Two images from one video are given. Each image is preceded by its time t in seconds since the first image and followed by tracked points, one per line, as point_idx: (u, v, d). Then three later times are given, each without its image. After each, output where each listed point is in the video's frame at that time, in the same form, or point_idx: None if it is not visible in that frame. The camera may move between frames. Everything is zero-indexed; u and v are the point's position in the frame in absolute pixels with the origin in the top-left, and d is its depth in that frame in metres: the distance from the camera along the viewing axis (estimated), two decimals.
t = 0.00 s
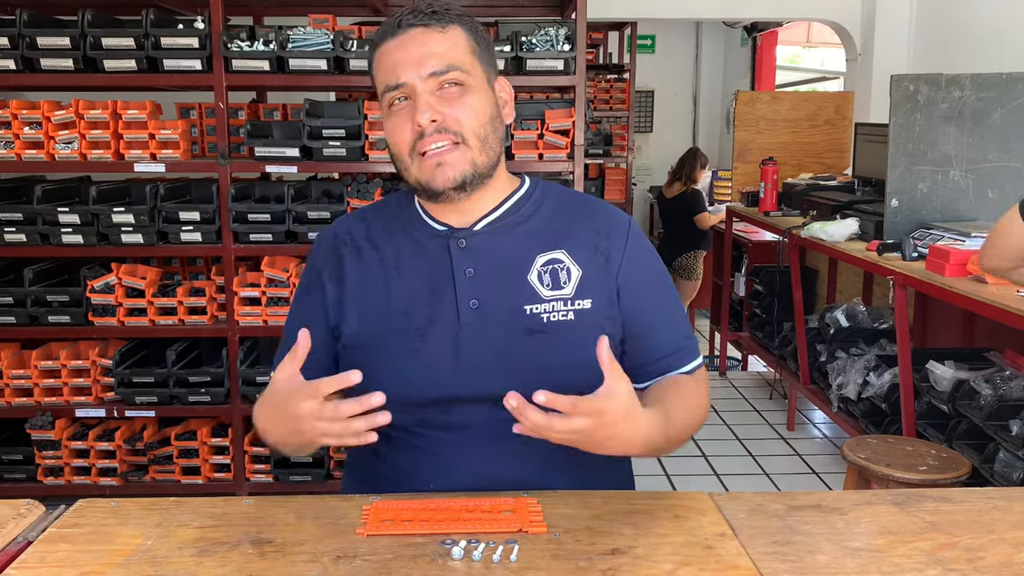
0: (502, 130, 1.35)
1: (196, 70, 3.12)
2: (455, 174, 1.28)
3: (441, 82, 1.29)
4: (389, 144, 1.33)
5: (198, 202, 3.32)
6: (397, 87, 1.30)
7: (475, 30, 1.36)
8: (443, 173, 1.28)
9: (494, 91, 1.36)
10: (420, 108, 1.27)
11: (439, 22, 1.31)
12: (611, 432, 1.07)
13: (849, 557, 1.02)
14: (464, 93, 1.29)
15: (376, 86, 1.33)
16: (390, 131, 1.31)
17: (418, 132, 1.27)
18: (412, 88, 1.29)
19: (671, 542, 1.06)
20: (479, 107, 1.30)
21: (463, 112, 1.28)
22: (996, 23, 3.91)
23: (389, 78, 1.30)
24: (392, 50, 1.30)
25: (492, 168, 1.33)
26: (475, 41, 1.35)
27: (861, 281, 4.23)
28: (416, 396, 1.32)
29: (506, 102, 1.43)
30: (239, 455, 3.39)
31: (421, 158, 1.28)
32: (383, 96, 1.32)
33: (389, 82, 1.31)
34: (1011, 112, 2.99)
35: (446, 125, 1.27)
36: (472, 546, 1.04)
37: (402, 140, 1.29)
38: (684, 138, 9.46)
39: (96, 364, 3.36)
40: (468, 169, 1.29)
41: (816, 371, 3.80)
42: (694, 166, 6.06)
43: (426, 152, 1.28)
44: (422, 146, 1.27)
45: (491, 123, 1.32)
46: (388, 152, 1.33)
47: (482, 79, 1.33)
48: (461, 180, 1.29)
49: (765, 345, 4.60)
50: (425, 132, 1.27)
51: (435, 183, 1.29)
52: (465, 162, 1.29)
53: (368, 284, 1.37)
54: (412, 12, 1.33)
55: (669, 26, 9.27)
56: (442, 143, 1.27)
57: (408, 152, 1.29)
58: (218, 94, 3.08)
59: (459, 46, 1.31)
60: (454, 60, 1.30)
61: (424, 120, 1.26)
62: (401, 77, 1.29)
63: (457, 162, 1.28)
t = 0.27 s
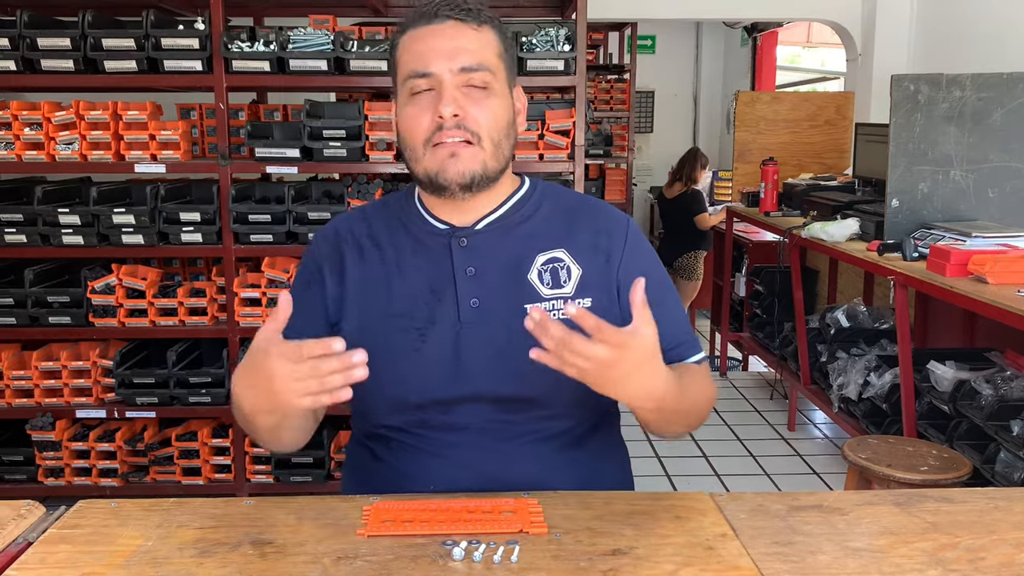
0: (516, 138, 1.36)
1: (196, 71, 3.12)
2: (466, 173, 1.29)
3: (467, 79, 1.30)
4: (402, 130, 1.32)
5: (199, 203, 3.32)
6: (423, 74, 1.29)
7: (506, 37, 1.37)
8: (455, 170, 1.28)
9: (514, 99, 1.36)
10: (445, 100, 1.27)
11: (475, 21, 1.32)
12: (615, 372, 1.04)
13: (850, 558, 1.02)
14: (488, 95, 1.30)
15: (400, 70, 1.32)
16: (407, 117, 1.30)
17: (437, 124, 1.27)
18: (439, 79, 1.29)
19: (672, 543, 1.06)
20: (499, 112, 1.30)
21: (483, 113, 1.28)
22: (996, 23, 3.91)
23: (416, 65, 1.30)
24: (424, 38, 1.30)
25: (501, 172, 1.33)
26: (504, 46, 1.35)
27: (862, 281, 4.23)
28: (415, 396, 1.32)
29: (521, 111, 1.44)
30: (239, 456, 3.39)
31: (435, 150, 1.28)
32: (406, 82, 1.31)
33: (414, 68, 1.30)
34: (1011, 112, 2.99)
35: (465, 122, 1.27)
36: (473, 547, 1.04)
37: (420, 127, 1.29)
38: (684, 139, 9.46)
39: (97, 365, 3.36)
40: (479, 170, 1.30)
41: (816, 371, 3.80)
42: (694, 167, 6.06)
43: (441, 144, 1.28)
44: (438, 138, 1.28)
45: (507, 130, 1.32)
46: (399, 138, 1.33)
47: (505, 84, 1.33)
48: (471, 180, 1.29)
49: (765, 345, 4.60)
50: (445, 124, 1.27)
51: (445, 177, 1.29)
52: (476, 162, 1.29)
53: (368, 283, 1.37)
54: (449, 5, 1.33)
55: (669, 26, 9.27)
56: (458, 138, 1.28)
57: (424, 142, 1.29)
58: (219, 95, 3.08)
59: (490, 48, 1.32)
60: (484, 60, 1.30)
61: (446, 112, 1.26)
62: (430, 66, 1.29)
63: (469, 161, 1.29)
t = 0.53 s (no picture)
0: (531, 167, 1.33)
1: (196, 71, 3.13)
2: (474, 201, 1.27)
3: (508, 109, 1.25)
4: (426, 129, 1.27)
5: (199, 203, 3.33)
6: (466, 88, 1.24)
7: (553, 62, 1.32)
8: (464, 194, 1.27)
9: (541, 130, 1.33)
10: (480, 124, 1.23)
11: (534, 47, 1.26)
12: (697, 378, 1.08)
13: (849, 557, 1.02)
14: (524, 130, 1.26)
15: (443, 71, 1.26)
16: (437, 122, 1.25)
17: (464, 145, 1.24)
18: (482, 99, 1.23)
19: (672, 542, 1.06)
20: (525, 147, 1.28)
21: (510, 148, 1.25)
22: (996, 23, 3.91)
23: (462, 76, 1.24)
24: (478, 49, 1.24)
25: (506, 198, 1.32)
26: (550, 74, 1.31)
27: (862, 281, 4.24)
28: (413, 396, 1.32)
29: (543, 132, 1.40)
30: (239, 456, 3.39)
31: (452, 168, 1.26)
32: (446, 85, 1.25)
33: (459, 78, 1.24)
34: (1011, 112, 2.99)
35: (491, 152, 1.24)
36: (473, 546, 1.04)
37: (446, 141, 1.25)
38: (684, 138, 9.46)
39: (97, 365, 3.36)
40: (487, 199, 1.28)
41: (816, 370, 3.80)
42: (694, 166, 6.06)
43: (458, 166, 1.26)
44: (458, 159, 1.25)
45: (524, 163, 1.30)
46: (421, 136, 1.29)
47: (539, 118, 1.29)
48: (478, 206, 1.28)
49: (765, 345, 4.59)
50: (471, 149, 1.24)
51: (454, 197, 1.27)
52: (488, 191, 1.27)
53: (366, 281, 1.37)
54: (515, 23, 1.26)
55: (669, 26, 9.27)
56: (477, 166, 1.25)
57: (445, 155, 1.26)
58: (219, 95, 3.08)
59: (538, 83, 1.27)
60: (531, 96, 1.25)
61: (477, 139, 1.23)
62: (476, 83, 1.23)
63: (480, 188, 1.27)
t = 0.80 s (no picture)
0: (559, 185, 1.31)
1: (197, 70, 3.13)
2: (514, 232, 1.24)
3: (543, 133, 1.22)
4: (459, 160, 1.22)
5: (200, 202, 3.33)
6: (500, 117, 1.19)
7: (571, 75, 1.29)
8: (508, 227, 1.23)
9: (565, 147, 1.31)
10: (523, 155, 1.18)
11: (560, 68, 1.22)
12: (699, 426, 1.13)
13: (849, 554, 1.02)
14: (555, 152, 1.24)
15: (471, 98, 1.20)
16: (472, 153, 1.21)
17: (506, 177, 1.20)
18: (519, 127, 1.18)
19: (672, 539, 1.06)
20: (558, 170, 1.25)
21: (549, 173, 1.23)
22: (997, 21, 3.91)
23: (494, 105, 1.19)
24: (506, 76, 1.19)
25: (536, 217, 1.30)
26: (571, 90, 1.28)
27: (863, 280, 4.24)
28: (418, 396, 1.32)
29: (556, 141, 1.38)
30: (241, 455, 3.40)
31: (491, 200, 1.22)
32: (477, 115, 1.20)
33: (491, 108, 1.19)
34: (1012, 111, 2.99)
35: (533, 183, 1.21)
36: (474, 544, 1.05)
37: (484, 172, 1.21)
38: (685, 137, 9.46)
39: (99, 364, 3.36)
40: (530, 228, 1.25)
41: (817, 369, 3.80)
42: (695, 165, 6.05)
43: (497, 196, 1.22)
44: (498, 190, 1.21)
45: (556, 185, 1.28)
46: (452, 167, 1.23)
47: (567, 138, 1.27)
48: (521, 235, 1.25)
49: (766, 344, 4.59)
50: (513, 181, 1.20)
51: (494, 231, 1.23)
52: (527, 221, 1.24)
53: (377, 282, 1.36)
54: (536, 40, 1.22)
55: (671, 25, 9.27)
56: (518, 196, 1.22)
57: (485, 187, 1.21)
58: (220, 94, 3.09)
59: (565, 101, 1.24)
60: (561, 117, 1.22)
61: (521, 171, 1.19)
62: (511, 111, 1.18)
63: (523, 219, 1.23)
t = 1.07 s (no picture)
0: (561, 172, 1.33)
1: (199, 69, 3.13)
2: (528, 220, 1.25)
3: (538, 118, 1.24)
4: (464, 163, 1.25)
5: (202, 200, 3.33)
6: (494, 111, 1.22)
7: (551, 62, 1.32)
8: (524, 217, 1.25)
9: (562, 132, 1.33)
10: (526, 144, 1.21)
11: (540, 53, 1.25)
12: (698, 381, 1.09)
13: (850, 552, 1.02)
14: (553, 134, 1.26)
15: (464, 99, 1.23)
16: (474, 152, 1.23)
17: (511, 169, 1.22)
18: (514, 117, 1.21)
19: (672, 537, 1.06)
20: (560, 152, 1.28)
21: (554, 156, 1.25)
22: (999, 20, 3.91)
23: (485, 101, 1.22)
24: (489, 69, 1.22)
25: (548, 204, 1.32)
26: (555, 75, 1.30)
27: (865, 279, 4.23)
28: (421, 398, 1.32)
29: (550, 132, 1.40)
30: (243, 453, 3.41)
31: (501, 193, 1.24)
32: (472, 113, 1.23)
33: (483, 103, 1.22)
34: (1015, 109, 2.98)
35: (539, 169, 1.23)
36: (474, 541, 1.04)
37: (490, 166, 1.23)
38: (687, 136, 9.45)
39: (100, 362, 3.36)
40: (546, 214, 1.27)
41: (819, 368, 3.79)
42: (697, 164, 6.03)
43: (507, 189, 1.23)
44: (507, 182, 1.23)
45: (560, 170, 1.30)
46: (459, 170, 1.26)
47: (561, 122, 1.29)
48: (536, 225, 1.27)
49: (768, 342, 4.59)
50: (519, 170, 1.22)
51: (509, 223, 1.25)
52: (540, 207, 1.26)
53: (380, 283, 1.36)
54: (509, 28, 1.24)
55: (673, 24, 9.26)
56: (527, 184, 1.23)
57: (495, 184, 1.23)
58: (222, 92, 3.08)
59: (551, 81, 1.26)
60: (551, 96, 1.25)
61: (525, 159, 1.21)
62: (503, 103, 1.21)
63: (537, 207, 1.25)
